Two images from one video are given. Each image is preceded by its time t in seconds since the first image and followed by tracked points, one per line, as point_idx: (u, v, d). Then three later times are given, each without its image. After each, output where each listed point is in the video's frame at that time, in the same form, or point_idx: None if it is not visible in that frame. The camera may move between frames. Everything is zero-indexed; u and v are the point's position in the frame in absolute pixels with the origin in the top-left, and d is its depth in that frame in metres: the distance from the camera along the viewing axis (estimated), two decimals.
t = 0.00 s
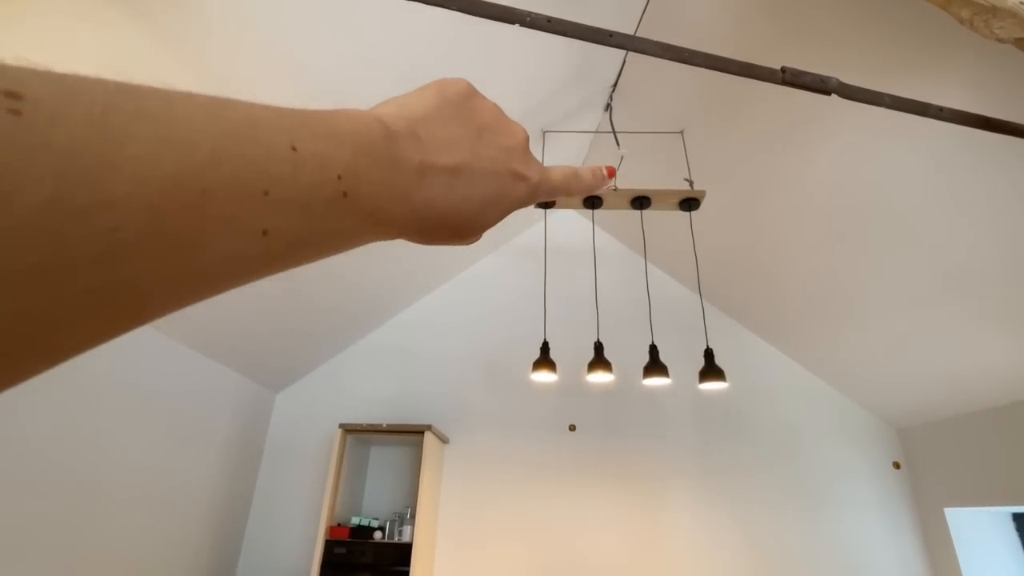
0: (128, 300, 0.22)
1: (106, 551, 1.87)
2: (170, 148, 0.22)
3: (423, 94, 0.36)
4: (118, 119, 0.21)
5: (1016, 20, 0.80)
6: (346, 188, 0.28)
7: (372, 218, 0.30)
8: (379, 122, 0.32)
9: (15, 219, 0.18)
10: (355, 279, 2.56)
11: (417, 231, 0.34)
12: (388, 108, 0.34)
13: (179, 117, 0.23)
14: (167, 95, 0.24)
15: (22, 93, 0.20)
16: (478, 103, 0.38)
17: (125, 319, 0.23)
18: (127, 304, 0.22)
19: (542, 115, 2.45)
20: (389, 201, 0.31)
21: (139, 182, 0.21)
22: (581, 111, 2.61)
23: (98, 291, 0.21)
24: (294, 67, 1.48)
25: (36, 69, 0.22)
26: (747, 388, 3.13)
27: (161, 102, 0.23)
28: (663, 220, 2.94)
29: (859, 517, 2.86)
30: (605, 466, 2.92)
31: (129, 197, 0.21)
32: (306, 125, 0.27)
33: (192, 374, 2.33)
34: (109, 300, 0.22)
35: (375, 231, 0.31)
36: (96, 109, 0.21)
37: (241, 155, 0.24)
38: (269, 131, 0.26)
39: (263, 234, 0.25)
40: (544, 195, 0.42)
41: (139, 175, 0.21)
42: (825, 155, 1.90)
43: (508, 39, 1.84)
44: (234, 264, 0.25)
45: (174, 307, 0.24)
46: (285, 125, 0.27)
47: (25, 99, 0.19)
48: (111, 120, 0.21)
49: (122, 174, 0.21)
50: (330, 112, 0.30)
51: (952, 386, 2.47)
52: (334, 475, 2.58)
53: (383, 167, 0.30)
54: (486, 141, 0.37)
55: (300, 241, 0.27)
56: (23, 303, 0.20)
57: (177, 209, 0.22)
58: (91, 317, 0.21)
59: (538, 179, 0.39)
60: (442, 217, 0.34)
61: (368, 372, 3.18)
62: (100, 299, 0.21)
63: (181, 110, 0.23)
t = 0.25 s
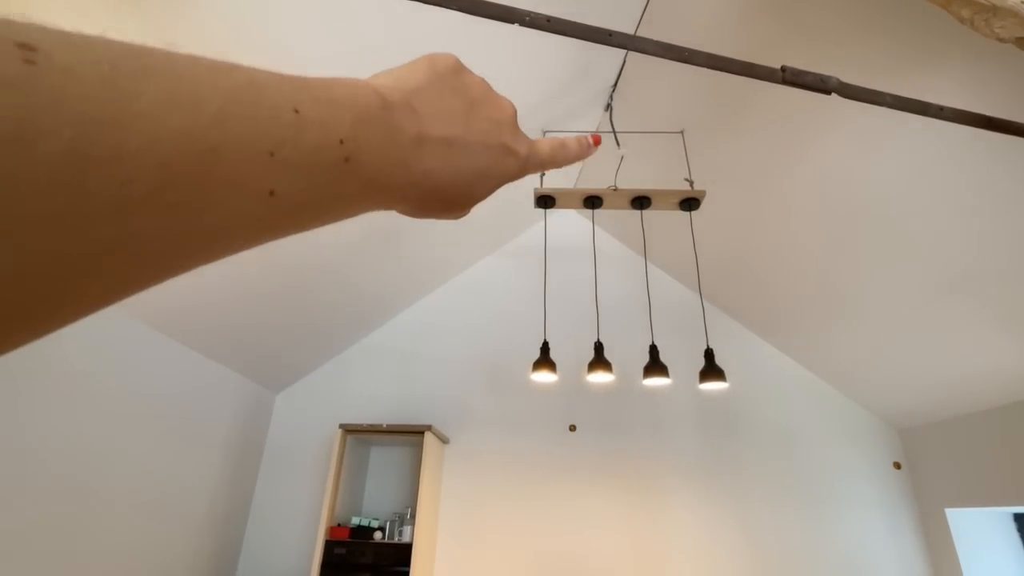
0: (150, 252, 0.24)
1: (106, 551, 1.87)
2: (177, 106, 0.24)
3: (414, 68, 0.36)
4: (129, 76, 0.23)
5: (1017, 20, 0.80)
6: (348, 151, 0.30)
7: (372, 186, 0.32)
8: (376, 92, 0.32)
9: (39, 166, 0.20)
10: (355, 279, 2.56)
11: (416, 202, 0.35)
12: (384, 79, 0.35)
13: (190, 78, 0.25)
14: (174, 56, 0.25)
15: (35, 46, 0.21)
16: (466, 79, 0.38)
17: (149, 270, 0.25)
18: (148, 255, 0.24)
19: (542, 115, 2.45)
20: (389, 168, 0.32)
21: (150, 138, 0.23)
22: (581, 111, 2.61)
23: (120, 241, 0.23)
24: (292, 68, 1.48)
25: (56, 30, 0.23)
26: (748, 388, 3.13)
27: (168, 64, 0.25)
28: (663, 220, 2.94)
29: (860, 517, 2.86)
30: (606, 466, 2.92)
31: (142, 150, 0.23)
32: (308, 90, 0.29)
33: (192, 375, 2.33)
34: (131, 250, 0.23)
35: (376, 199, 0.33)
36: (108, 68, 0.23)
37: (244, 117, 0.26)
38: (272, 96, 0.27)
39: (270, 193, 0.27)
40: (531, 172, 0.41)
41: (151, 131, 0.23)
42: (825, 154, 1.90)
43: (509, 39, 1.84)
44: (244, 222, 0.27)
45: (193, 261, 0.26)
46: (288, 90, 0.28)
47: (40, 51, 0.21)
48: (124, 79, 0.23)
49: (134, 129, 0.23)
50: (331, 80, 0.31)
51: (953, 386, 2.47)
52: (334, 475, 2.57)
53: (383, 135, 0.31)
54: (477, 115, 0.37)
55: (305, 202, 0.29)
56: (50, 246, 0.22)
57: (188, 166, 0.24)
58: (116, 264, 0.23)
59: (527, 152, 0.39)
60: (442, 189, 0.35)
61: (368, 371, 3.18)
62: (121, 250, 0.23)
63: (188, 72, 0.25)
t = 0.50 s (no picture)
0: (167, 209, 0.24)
1: (107, 551, 1.87)
2: (193, 63, 0.23)
3: (411, 42, 0.36)
4: (145, 31, 0.22)
5: (1016, 19, 0.80)
6: (356, 118, 0.30)
7: (380, 155, 0.32)
8: (379, 62, 0.32)
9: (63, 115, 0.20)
10: (355, 279, 2.56)
11: (422, 173, 0.35)
12: (384, 50, 0.35)
13: (205, 38, 0.24)
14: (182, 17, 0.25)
15: None
16: (462, 51, 0.38)
17: (165, 228, 0.25)
18: (165, 212, 0.24)
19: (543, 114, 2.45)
20: (396, 138, 0.32)
21: (170, 94, 0.22)
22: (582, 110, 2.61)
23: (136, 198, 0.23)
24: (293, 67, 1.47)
25: None
26: (748, 387, 3.13)
27: (182, 24, 0.24)
28: (664, 220, 2.94)
29: (861, 517, 2.86)
30: (607, 467, 2.91)
31: (161, 106, 0.22)
32: (315, 56, 0.28)
33: (192, 375, 2.33)
34: (150, 206, 0.23)
35: (383, 169, 0.33)
36: (122, 21, 0.22)
37: (258, 78, 0.25)
38: (282, 59, 0.27)
39: (283, 156, 0.27)
40: (530, 142, 0.41)
41: (169, 87, 0.22)
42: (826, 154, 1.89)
43: (509, 38, 1.83)
44: (258, 184, 0.26)
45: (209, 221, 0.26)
46: (295, 54, 0.28)
47: (59, 5, 0.20)
48: (145, 34, 0.22)
49: (154, 85, 0.22)
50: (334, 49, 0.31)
51: (954, 386, 2.47)
52: (334, 476, 2.57)
53: (390, 104, 0.31)
54: (477, 87, 0.37)
55: (317, 167, 0.29)
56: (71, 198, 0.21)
57: (208, 125, 0.24)
58: (134, 219, 0.23)
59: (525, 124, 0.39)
60: (447, 160, 0.36)
61: (368, 371, 3.18)
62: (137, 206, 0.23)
63: (202, 33, 0.24)
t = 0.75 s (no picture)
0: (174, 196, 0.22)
1: (106, 551, 1.86)
2: (206, 41, 0.21)
3: (423, 30, 0.34)
4: (155, 8, 0.20)
5: (1017, 18, 0.80)
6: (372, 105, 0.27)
7: (393, 144, 0.30)
8: (394, 47, 0.30)
9: (73, 92, 0.18)
10: (355, 279, 2.56)
11: (434, 163, 0.33)
12: (398, 37, 0.33)
13: (218, 18, 0.22)
14: None
15: None
16: (478, 41, 0.36)
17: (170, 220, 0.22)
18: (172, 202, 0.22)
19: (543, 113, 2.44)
20: (410, 127, 0.30)
21: (182, 72, 0.20)
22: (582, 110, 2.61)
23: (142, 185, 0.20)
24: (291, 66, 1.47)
25: None
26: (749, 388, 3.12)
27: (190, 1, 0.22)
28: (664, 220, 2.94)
29: (861, 517, 2.86)
30: (607, 467, 2.91)
31: (173, 85, 0.20)
32: (329, 38, 0.26)
33: (192, 375, 2.32)
34: (157, 193, 0.21)
35: (395, 159, 0.31)
36: None
37: (274, 60, 0.23)
38: (296, 41, 0.25)
39: (296, 142, 0.25)
40: (546, 128, 0.41)
41: (182, 64, 0.20)
42: (827, 154, 1.89)
43: (509, 37, 1.83)
44: (270, 171, 0.24)
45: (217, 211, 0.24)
46: (309, 37, 0.25)
47: None
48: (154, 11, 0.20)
49: (166, 62, 0.20)
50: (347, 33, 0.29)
51: (954, 386, 2.47)
52: (334, 476, 2.57)
53: (406, 90, 0.29)
54: (492, 78, 0.36)
55: (332, 155, 0.26)
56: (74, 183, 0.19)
57: (220, 107, 0.21)
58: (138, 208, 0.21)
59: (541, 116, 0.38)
60: (459, 150, 0.34)
61: (369, 371, 3.18)
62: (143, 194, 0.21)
63: (216, 15, 0.22)
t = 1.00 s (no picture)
0: (179, 215, 0.22)
1: (107, 551, 1.86)
2: (213, 65, 0.22)
3: (432, 46, 0.34)
4: (167, 33, 0.21)
5: (1018, 17, 0.80)
6: (379, 122, 0.28)
7: (399, 159, 0.30)
8: (404, 65, 0.31)
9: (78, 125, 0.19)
10: (356, 279, 2.56)
11: (440, 177, 0.34)
12: (407, 53, 0.33)
13: (228, 39, 0.23)
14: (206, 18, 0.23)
15: None
16: (486, 56, 0.36)
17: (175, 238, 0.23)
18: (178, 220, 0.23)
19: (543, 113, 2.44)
20: (416, 143, 0.31)
21: (189, 96, 0.21)
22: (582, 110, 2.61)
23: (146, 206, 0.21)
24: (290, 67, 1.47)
25: None
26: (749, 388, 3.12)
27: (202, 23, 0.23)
28: (664, 220, 2.94)
29: (861, 517, 2.85)
30: (607, 467, 2.91)
31: (180, 108, 0.21)
32: (338, 58, 0.27)
33: (193, 375, 2.33)
34: (163, 214, 0.22)
35: (402, 173, 0.31)
36: (143, 23, 0.21)
37: (281, 79, 0.24)
38: (304, 60, 0.25)
39: (302, 161, 0.25)
40: (552, 146, 0.40)
41: (189, 88, 0.21)
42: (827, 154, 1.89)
43: (509, 37, 1.83)
44: (274, 189, 0.25)
45: (223, 228, 0.25)
46: (318, 56, 0.26)
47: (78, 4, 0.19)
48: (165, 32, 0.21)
49: (172, 86, 0.21)
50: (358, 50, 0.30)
51: (955, 386, 2.46)
52: (335, 476, 2.57)
53: (413, 107, 0.30)
54: (500, 93, 0.36)
55: (335, 172, 0.27)
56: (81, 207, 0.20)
57: (226, 128, 0.22)
58: (144, 227, 0.22)
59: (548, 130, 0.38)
60: (468, 166, 0.34)
61: (369, 371, 3.18)
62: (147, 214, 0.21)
63: (226, 34, 0.23)
